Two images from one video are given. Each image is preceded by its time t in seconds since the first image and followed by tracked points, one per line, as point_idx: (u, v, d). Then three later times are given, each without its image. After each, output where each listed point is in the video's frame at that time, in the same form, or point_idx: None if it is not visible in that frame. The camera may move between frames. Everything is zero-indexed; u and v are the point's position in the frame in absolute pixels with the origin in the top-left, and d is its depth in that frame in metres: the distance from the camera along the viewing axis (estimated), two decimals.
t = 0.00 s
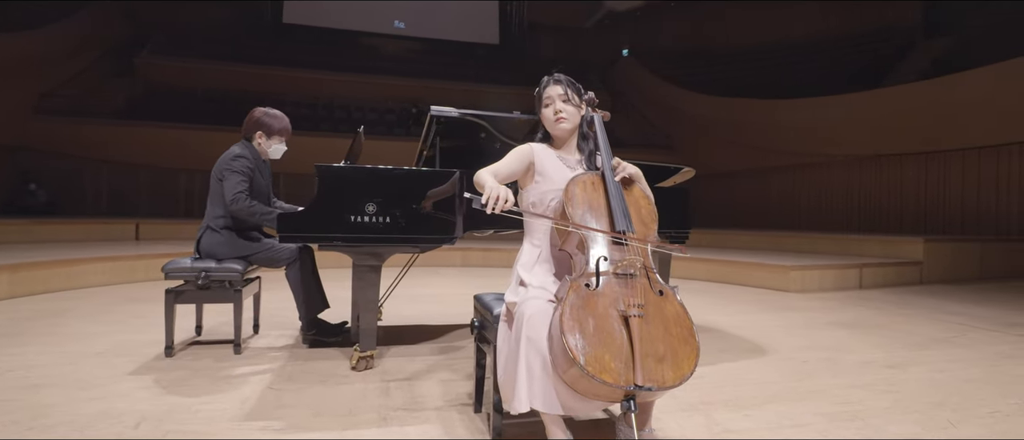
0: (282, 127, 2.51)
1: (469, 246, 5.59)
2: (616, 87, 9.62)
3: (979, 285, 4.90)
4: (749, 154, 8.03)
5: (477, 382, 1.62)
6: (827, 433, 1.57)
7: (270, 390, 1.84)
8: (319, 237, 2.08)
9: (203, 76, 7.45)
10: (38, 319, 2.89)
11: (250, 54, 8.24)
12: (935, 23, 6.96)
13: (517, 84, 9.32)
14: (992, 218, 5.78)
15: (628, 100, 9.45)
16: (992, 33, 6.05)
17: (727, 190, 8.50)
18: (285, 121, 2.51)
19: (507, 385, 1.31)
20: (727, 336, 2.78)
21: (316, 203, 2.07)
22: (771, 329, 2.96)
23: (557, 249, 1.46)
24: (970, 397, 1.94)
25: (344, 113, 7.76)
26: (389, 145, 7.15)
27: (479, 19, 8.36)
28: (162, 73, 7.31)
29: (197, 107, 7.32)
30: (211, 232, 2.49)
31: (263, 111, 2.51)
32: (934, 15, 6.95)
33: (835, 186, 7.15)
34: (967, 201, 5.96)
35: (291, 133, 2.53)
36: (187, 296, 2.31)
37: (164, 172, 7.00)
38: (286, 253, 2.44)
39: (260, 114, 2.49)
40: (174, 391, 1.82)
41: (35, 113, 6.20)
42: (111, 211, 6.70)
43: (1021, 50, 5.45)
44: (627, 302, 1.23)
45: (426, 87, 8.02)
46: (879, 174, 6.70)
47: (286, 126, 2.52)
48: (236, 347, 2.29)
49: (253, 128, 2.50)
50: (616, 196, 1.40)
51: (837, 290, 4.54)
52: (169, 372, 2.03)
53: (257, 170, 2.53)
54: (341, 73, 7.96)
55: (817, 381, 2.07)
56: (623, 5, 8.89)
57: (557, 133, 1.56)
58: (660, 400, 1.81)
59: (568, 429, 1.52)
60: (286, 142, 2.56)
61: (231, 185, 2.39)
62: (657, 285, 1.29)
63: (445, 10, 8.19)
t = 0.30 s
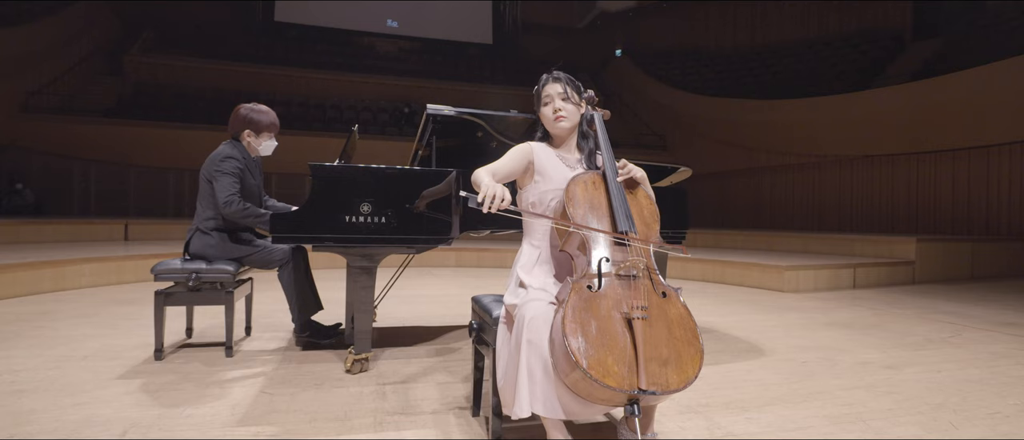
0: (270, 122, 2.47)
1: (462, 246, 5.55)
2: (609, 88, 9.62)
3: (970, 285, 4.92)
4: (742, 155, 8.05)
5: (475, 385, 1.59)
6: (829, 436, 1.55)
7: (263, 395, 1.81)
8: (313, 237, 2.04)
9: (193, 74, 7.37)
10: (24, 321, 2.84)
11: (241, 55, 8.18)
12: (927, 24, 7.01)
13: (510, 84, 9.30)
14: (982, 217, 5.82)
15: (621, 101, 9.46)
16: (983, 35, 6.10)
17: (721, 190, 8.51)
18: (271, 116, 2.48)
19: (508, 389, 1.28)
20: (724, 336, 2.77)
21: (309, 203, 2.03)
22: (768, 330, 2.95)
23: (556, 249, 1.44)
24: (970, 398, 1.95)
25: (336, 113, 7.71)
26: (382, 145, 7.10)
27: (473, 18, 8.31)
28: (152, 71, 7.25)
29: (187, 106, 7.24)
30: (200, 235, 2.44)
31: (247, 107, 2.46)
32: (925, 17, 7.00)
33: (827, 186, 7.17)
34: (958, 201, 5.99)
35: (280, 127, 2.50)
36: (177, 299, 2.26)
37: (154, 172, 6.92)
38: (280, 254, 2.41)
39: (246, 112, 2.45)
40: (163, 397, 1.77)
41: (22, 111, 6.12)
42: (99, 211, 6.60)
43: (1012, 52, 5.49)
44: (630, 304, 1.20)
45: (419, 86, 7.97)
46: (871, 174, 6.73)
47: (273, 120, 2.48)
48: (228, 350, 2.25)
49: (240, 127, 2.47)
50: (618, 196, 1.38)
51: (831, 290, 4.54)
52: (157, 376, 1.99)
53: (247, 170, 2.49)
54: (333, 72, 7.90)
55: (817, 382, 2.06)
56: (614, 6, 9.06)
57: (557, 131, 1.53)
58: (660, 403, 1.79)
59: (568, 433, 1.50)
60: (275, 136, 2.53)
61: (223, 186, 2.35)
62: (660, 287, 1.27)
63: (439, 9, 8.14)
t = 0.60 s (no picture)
0: (254, 118, 2.46)
1: (455, 246, 5.51)
2: (601, 88, 9.60)
3: (959, 285, 4.96)
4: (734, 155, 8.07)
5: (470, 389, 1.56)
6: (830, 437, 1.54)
7: (254, 399, 1.77)
8: (303, 238, 2.00)
9: (182, 72, 7.27)
10: (8, 324, 2.77)
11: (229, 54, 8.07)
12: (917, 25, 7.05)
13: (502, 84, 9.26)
14: (971, 217, 5.88)
15: (613, 100, 9.45)
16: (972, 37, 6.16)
17: (712, 190, 8.53)
18: (255, 112, 2.46)
19: (507, 393, 1.26)
20: (719, 337, 2.76)
21: (301, 203, 1.99)
22: (763, 330, 2.94)
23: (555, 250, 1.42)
24: (967, 399, 1.95)
25: (327, 112, 7.64)
26: (374, 144, 7.05)
27: (466, 17, 8.23)
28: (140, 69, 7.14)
29: (175, 105, 7.14)
30: (188, 237, 2.39)
31: (229, 104, 2.43)
32: (914, 18, 7.07)
33: (817, 186, 7.20)
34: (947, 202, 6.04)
35: (264, 123, 2.48)
36: (164, 300, 2.22)
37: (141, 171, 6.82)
38: (270, 255, 2.37)
39: (228, 108, 2.42)
40: (151, 403, 1.72)
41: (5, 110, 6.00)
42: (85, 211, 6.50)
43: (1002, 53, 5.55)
44: (632, 307, 1.18)
45: (410, 85, 7.90)
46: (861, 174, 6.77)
47: (257, 116, 2.46)
48: (217, 352, 2.20)
49: (223, 124, 2.44)
50: (618, 196, 1.36)
51: (823, 290, 4.56)
52: (145, 380, 1.94)
53: (234, 169, 2.44)
54: (323, 71, 7.81)
55: (814, 383, 2.06)
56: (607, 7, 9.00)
57: (555, 130, 1.50)
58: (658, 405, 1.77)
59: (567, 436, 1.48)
60: (259, 132, 2.50)
61: (210, 187, 2.31)
62: (662, 289, 1.25)
63: (433, 9, 8.05)
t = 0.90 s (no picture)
0: (236, 114, 2.40)
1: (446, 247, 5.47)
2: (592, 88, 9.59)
3: (947, 284, 5.00)
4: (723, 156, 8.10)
5: (466, 392, 1.53)
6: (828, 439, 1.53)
7: (243, 403, 1.73)
8: (292, 238, 1.96)
9: (167, 70, 7.15)
10: None
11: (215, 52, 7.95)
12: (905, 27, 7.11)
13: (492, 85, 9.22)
14: (956, 217, 5.94)
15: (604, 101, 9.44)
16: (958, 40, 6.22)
17: (702, 190, 8.56)
18: (236, 107, 2.40)
19: (505, 396, 1.23)
20: (713, 337, 2.74)
21: (291, 203, 1.96)
22: (756, 330, 2.93)
23: (552, 250, 1.39)
24: (962, 399, 1.96)
25: (316, 111, 7.56)
26: (363, 143, 6.99)
27: (456, 17, 8.16)
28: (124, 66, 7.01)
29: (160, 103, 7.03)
30: (174, 237, 2.34)
31: (209, 99, 2.38)
32: (901, 20, 7.13)
33: (806, 186, 7.25)
34: (933, 202, 6.10)
35: (246, 118, 2.43)
36: (150, 303, 2.17)
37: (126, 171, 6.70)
38: (258, 257, 2.33)
39: (208, 104, 2.36)
40: (136, 408, 1.68)
41: None
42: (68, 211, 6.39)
43: (989, 56, 5.61)
44: (632, 308, 1.16)
45: (399, 85, 7.84)
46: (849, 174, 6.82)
47: (238, 112, 2.40)
48: (206, 355, 2.16)
49: (203, 120, 2.38)
50: (617, 196, 1.34)
51: (814, 289, 4.58)
52: (129, 385, 1.89)
53: (217, 166, 2.40)
54: (312, 70, 7.72)
55: (809, 383, 2.05)
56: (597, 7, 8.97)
57: (551, 129, 1.48)
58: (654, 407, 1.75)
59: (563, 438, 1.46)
60: (242, 127, 2.45)
61: (196, 187, 2.26)
62: (662, 290, 1.23)
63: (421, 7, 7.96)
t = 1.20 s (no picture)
0: (214, 108, 2.35)
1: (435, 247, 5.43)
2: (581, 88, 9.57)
3: (934, 284, 5.04)
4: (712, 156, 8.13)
5: (460, 395, 1.50)
6: None
7: (231, 408, 1.69)
8: (280, 238, 1.92)
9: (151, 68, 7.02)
10: None
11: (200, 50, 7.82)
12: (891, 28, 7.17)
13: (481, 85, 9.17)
14: (940, 217, 6.01)
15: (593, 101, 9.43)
16: (941, 42, 6.29)
17: (691, 191, 8.59)
18: (214, 102, 2.35)
19: (502, 400, 1.21)
20: (705, 337, 2.74)
21: (280, 203, 1.92)
22: (748, 330, 2.93)
23: (548, 251, 1.37)
24: (954, 398, 1.96)
25: (303, 110, 7.46)
26: (352, 143, 6.92)
27: (445, 16, 8.10)
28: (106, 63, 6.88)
29: (144, 101, 6.90)
30: (158, 238, 2.29)
31: (187, 94, 2.33)
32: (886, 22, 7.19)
33: (794, 186, 7.30)
34: (918, 203, 6.16)
35: (226, 113, 2.38)
36: (134, 305, 2.11)
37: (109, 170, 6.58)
38: (246, 257, 2.29)
39: (185, 99, 2.32)
40: (119, 414, 1.63)
41: None
42: (49, 211, 6.26)
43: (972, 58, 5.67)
44: (631, 310, 1.14)
45: (388, 84, 7.76)
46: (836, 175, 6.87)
47: (217, 107, 2.36)
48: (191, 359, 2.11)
49: (181, 115, 2.33)
50: (614, 195, 1.32)
51: (803, 289, 4.60)
52: (113, 390, 1.84)
53: (199, 163, 2.36)
54: (299, 68, 7.62)
55: (804, 383, 2.04)
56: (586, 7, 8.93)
57: (546, 127, 1.46)
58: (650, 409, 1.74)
59: None
60: (221, 122, 2.40)
61: (181, 184, 2.23)
62: (660, 291, 1.21)
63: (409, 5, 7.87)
